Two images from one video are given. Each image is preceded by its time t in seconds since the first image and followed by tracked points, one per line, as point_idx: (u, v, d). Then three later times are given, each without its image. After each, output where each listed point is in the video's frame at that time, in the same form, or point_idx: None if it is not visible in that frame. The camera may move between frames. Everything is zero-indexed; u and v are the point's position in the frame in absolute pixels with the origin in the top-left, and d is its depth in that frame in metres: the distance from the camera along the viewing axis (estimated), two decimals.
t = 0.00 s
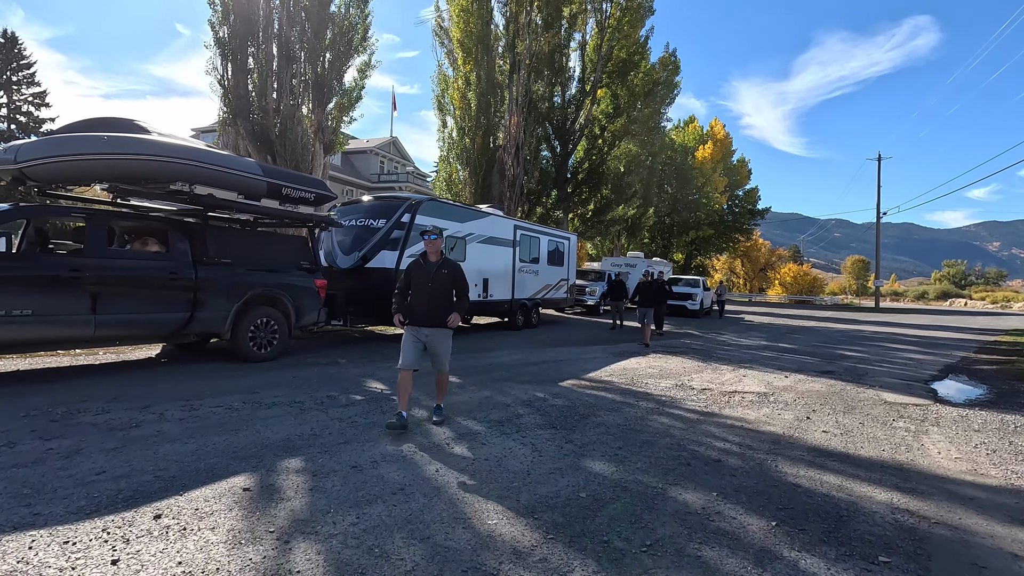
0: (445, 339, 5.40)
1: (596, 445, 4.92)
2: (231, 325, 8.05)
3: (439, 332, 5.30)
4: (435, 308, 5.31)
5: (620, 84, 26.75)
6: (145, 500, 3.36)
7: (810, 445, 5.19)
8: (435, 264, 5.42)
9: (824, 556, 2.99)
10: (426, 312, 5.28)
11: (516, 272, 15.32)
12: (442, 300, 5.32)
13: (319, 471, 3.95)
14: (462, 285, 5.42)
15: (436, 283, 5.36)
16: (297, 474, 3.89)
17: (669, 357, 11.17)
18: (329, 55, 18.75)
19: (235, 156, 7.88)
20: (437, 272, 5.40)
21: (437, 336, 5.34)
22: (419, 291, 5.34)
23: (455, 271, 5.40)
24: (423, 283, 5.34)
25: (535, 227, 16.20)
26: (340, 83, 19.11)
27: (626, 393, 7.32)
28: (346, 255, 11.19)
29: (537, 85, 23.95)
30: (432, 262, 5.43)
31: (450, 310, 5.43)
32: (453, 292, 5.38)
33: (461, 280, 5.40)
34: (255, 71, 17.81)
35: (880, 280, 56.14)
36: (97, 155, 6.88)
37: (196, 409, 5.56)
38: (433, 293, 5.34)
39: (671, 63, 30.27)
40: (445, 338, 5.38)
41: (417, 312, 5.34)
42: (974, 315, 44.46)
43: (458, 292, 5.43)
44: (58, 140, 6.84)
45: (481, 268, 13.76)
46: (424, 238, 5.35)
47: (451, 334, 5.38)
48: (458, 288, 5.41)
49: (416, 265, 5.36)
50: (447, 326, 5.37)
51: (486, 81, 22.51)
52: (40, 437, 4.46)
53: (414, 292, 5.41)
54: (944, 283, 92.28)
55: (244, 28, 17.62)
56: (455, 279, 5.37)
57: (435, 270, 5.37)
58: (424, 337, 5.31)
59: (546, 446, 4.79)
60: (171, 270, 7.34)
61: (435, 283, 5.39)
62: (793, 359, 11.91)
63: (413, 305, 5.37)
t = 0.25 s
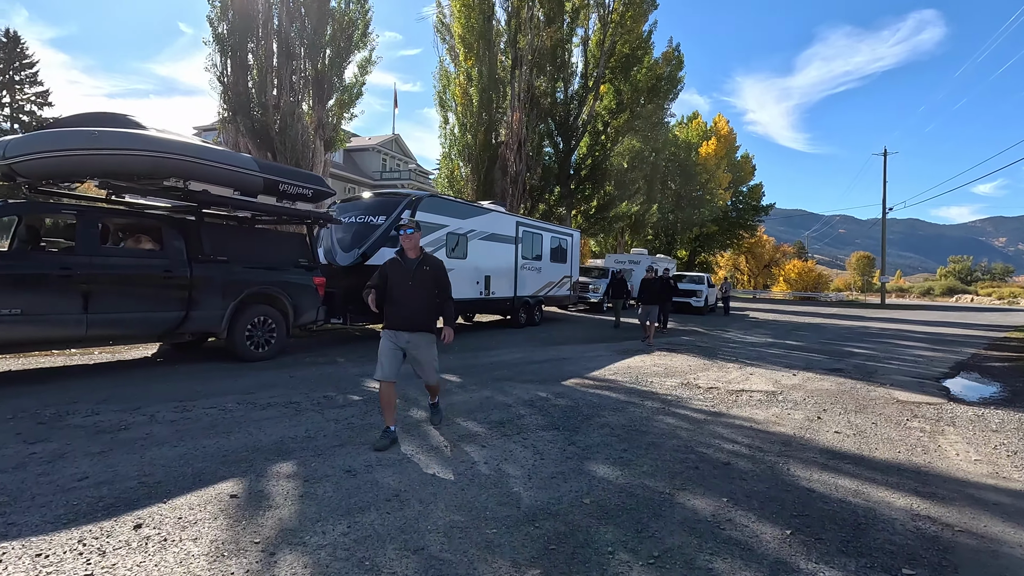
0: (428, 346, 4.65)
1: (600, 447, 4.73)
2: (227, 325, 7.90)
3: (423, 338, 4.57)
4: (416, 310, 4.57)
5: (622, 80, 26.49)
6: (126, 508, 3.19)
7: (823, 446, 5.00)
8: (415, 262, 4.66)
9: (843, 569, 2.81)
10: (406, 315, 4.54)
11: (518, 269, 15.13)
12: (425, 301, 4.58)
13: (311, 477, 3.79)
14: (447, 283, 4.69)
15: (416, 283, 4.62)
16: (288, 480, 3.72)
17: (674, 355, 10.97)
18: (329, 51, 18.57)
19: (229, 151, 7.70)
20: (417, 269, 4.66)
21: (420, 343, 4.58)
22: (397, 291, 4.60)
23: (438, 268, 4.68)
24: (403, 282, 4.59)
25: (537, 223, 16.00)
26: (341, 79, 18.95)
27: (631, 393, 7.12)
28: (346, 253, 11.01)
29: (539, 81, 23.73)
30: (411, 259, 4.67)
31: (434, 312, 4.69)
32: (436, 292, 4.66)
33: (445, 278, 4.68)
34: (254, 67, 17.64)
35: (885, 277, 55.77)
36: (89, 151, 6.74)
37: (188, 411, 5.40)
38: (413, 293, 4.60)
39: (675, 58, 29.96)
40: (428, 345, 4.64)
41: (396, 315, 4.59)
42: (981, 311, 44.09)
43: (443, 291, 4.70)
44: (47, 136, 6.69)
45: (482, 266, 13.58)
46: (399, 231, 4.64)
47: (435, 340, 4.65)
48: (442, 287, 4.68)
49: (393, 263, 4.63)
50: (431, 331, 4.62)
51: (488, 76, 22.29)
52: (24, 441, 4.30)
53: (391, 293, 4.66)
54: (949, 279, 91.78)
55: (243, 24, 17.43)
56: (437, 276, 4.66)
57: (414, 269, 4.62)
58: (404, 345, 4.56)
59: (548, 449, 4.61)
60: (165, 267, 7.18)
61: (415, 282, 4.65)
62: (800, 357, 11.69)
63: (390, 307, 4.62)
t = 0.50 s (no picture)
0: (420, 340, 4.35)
1: (611, 449, 4.52)
2: (231, 323, 7.80)
3: (417, 331, 4.23)
4: (411, 300, 4.25)
5: (633, 74, 26.09)
6: (111, 515, 3.04)
7: (848, 448, 4.74)
8: (407, 249, 4.37)
9: None
10: (403, 305, 4.18)
11: (527, 266, 14.93)
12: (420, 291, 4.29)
13: (308, 481, 3.62)
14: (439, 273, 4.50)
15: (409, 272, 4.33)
16: (283, 483, 3.56)
17: (687, 352, 10.70)
18: (336, 48, 18.45)
19: (231, 146, 7.58)
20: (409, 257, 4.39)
21: (415, 336, 4.23)
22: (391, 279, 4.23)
23: (431, 255, 4.47)
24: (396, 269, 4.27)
25: (547, 219, 15.78)
26: (348, 76, 18.82)
27: (643, 392, 6.89)
28: (352, 249, 10.89)
29: (548, 75, 23.43)
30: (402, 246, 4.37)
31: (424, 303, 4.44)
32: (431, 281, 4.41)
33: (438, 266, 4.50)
34: (262, 65, 17.57)
35: (902, 272, 54.71)
36: (90, 146, 6.62)
37: (187, 411, 5.27)
38: (408, 281, 4.29)
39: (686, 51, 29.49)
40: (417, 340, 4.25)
41: (389, 305, 4.20)
42: (1002, 307, 43.09)
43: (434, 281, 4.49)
44: (46, 132, 6.58)
45: (491, 262, 13.40)
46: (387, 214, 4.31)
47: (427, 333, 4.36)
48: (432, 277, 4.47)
49: (384, 249, 4.28)
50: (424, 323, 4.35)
51: (497, 72, 22.03)
52: (17, 443, 4.18)
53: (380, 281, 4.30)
54: (968, 274, 90.03)
55: (250, 22, 17.35)
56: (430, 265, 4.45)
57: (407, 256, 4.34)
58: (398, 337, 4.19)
59: (556, 451, 4.40)
60: (166, 265, 7.09)
61: (408, 270, 4.36)
62: (818, 354, 11.37)
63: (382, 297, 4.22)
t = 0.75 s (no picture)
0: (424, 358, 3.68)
1: (633, 459, 4.28)
2: (248, 324, 7.75)
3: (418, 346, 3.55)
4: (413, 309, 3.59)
5: (656, 68, 25.60)
6: (108, 529, 2.92)
7: (890, 458, 4.42)
8: (410, 251, 3.72)
9: None
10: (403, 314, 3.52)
11: (548, 264, 14.68)
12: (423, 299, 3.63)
13: (313, 491, 3.47)
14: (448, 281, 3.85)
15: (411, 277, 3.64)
16: (288, 495, 3.41)
17: (714, 353, 10.34)
18: (356, 48, 18.47)
19: (247, 146, 7.53)
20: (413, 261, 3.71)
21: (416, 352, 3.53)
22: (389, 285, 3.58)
23: (439, 260, 3.79)
24: (395, 272, 3.62)
25: (567, 216, 15.50)
26: (368, 75, 18.82)
27: (667, 396, 6.61)
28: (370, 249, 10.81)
29: (569, 71, 23.09)
30: (406, 248, 3.73)
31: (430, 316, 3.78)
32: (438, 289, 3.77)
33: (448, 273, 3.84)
34: (283, 65, 17.64)
35: (937, 267, 52.80)
36: (104, 149, 6.64)
37: (199, 415, 5.18)
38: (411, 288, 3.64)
39: (711, 43, 28.81)
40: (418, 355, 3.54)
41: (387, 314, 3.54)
42: None
43: (442, 290, 3.77)
44: (65, 136, 6.61)
45: (511, 261, 13.19)
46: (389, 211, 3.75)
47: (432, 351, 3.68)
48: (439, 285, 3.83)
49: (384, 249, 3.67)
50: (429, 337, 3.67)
51: (516, 68, 21.80)
52: (27, 448, 4.13)
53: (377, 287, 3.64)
54: (1008, 269, 86.60)
55: (271, 23, 17.45)
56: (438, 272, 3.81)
57: (411, 259, 3.69)
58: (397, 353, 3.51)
59: (574, 461, 4.18)
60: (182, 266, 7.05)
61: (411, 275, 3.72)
62: (852, 354, 10.89)
63: (378, 305, 3.57)
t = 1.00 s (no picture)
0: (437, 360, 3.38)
1: (662, 467, 4.07)
2: (273, 323, 7.77)
3: (427, 349, 3.25)
4: (420, 309, 3.27)
5: (684, 60, 25.00)
6: (120, 535, 2.87)
7: (942, 470, 4.09)
8: (415, 241, 3.36)
9: None
10: (408, 314, 3.22)
11: (574, 262, 14.44)
12: (430, 296, 3.30)
13: (327, 499, 3.36)
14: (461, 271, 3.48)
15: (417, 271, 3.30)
16: (301, 502, 3.31)
17: (746, 352, 9.97)
18: (380, 47, 18.51)
19: (270, 145, 7.53)
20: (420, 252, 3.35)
21: (426, 357, 3.24)
22: (392, 283, 3.27)
23: (448, 249, 3.40)
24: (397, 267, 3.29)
25: (594, 213, 15.23)
26: (392, 74, 18.84)
27: (697, 398, 6.35)
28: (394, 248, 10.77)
29: (595, 65, 22.70)
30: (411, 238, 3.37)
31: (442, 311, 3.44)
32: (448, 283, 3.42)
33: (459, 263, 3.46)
34: (309, 66, 17.78)
35: (984, 262, 50.41)
36: (128, 151, 6.68)
37: (221, 416, 5.17)
38: (417, 284, 3.30)
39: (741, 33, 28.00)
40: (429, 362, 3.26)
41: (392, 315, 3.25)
42: None
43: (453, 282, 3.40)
44: (93, 138, 6.69)
45: (536, 258, 13.00)
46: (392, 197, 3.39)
47: (445, 352, 3.37)
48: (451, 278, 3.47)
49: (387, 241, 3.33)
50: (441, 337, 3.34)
51: (541, 63, 21.53)
52: (50, 449, 4.14)
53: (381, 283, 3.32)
54: None
55: (297, 24, 17.60)
56: (448, 262, 3.43)
57: (415, 251, 3.33)
58: (404, 358, 3.23)
59: (599, 469, 3.99)
60: (207, 266, 7.09)
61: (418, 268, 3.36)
62: (894, 354, 10.36)
63: (382, 305, 3.28)
